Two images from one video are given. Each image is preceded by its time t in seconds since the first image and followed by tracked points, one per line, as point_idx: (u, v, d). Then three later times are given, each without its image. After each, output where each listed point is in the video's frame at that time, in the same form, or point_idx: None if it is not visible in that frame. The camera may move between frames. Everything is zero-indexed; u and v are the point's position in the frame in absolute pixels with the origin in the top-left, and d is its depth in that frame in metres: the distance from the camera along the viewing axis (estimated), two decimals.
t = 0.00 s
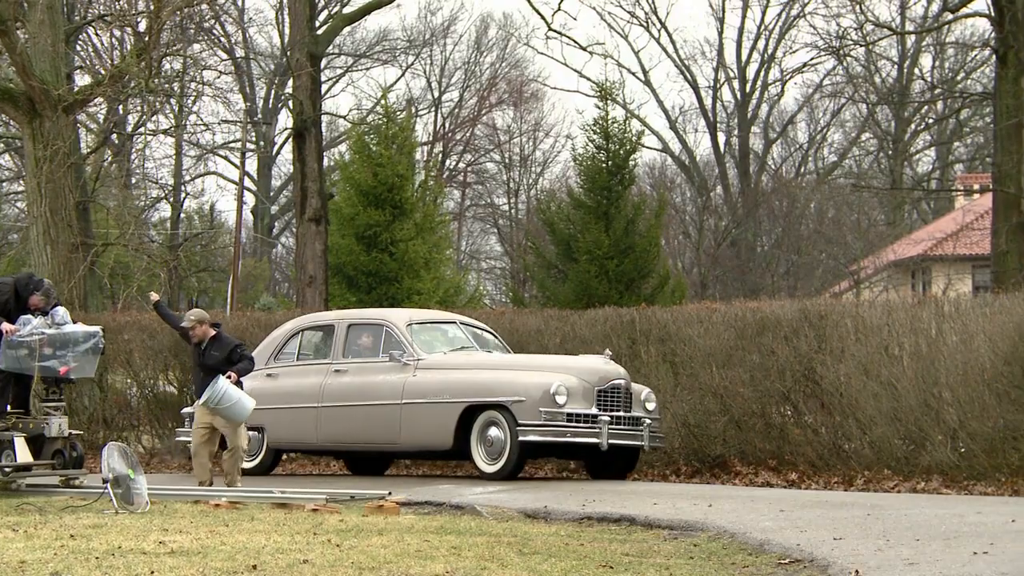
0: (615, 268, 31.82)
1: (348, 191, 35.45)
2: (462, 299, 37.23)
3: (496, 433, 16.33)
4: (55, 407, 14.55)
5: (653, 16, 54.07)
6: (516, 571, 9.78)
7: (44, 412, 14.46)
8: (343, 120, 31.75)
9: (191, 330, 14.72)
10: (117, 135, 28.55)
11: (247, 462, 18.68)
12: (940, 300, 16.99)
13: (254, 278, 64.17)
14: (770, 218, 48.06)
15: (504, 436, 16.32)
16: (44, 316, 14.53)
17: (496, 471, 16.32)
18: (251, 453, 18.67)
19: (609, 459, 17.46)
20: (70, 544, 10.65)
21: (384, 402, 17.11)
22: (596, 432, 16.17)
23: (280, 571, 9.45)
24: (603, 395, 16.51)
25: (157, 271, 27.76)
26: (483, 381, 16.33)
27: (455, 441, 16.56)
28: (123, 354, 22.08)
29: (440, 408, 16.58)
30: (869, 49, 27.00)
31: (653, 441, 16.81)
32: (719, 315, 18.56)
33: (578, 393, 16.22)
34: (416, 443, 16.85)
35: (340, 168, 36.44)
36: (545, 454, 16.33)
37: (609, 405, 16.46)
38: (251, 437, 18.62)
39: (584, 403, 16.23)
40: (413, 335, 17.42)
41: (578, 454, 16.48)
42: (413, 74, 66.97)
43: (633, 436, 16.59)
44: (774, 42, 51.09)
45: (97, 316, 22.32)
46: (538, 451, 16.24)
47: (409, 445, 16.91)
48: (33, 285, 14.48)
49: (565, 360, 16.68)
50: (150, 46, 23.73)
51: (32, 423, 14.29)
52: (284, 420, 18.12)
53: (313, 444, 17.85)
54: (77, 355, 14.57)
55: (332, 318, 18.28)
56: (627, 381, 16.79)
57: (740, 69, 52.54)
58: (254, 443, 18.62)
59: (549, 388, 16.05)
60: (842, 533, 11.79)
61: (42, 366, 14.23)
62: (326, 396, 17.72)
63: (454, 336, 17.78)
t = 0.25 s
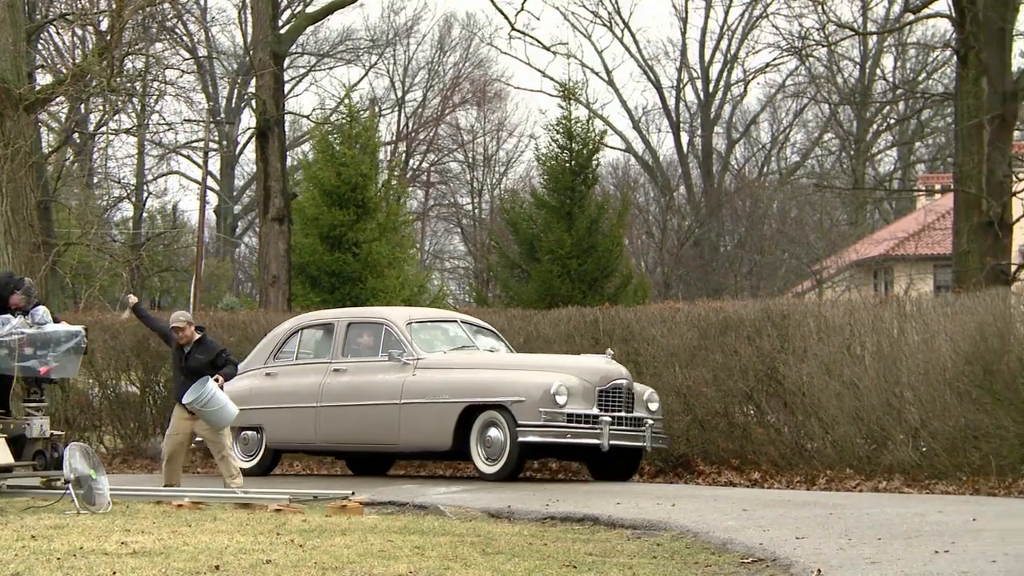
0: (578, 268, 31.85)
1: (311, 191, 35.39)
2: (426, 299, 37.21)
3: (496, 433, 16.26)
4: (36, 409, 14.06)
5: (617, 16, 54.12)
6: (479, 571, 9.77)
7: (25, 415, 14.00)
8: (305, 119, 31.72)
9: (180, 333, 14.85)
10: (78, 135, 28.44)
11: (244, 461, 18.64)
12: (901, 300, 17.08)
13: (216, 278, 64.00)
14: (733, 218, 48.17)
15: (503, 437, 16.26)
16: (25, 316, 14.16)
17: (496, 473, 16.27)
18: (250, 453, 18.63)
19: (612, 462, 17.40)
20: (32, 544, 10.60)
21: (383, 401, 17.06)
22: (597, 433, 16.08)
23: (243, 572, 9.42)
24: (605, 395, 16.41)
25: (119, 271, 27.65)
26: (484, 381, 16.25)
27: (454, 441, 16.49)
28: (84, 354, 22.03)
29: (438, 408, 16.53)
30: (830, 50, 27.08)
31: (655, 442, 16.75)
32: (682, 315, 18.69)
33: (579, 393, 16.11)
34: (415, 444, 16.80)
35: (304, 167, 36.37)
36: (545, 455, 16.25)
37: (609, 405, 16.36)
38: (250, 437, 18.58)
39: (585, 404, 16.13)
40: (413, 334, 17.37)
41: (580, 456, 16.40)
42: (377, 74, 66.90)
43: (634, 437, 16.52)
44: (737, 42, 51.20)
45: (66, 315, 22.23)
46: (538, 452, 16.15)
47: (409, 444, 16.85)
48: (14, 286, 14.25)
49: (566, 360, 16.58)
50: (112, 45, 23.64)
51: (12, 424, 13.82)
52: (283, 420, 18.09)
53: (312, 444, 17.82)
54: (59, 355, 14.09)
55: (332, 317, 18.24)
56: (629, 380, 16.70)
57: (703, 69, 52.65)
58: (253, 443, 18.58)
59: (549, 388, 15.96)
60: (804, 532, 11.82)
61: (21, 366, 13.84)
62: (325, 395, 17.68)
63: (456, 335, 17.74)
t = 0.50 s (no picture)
0: (537, 267, 31.89)
1: (271, 191, 35.30)
2: (386, 299, 37.15)
3: (493, 435, 16.24)
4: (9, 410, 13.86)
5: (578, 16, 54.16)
6: (440, 571, 9.78)
7: None
8: (265, 119, 31.67)
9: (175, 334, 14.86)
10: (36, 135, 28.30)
11: (239, 462, 18.62)
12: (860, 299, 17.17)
13: (176, 278, 63.77)
14: (694, 218, 48.25)
15: (499, 438, 16.26)
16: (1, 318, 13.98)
17: (491, 475, 16.28)
18: (245, 453, 18.60)
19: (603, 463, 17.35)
20: None
21: (378, 402, 17.03)
22: (594, 435, 16.06)
23: (203, 573, 9.41)
24: (603, 396, 16.36)
25: (77, 271, 27.53)
26: (480, 382, 16.22)
27: (450, 442, 16.46)
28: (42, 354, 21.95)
29: (435, 409, 16.48)
30: (790, 50, 27.14)
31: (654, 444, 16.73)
32: (642, 315, 18.78)
33: (577, 394, 16.08)
34: (411, 445, 16.76)
35: (264, 167, 36.29)
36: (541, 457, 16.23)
37: (608, 406, 16.33)
38: (244, 437, 18.56)
39: (583, 405, 16.09)
40: (409, 333, 17.31)
41: (579, 457, 16.39)
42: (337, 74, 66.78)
43: (634, 437, 16.50)
44: (697, 43, 51.30)
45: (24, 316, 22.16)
46: (536, 453, 16.13)
47: (405, 446, 16.82)
48: None
49: (565, 360, 16.53)
50: (70, 44, 23.54)
51: None
52: (279, 421, 18.06)
53: (308, 444, 17.79)
54: (35, 355, 13.86)
55: (328, 316, 18.20)
56: (628, 381, 16.66)
57: (663, 69, 52.73)
58: (248, 443, 18.55)
59: (546, 389, 15.92)
60: (762, 531, 11.87)
61: None
62: (320, 396, 17.65)
63: (453, 334, 17.69)
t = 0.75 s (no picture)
0: (496, 266, 31.91)
1: (229, 189, 35.23)
2: (344, 298, 37.09)
3: (487, 433, 16.01)
4: None
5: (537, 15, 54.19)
6: (396, 570, 9.76)
7: None
8: (223, 116, 31.59)
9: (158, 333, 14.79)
10: None
11: (232, 461, 18.55)
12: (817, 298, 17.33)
13: (133, 276, 63.56)
14: (652, 216, 48.33)
15: (493, 437, 16.02)
16: None
17: (485, 474, 16.02)
18: (239, 453, 18.50)
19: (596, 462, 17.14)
20: None
21: (372, 400, 16.84)
22: (590, 435, 15.89)
23: (158, 572, 9.37)
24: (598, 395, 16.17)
25: (32, 269, 27.39)
26: (474, 380, 16.02)
27: (444, 441, 16.26)
28: None
29: (428, 407, 16.29)
30: (747, 50, 27.23)
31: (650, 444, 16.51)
32: (600, 312, 18.84)
33: (572, 393, 15.89)
34: (403, 444, 16.58)
35: (221, 164, 36.18)
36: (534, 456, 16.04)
37: (604, 405, 16.15)
38: (237, 436, 18.44)
39: (577, 404, 15.89)
40: (404, 331, 17.12)
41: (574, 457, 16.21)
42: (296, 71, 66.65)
43: (631, 437, 16.32)
44: (655, 42, 51.39)
45: None
46: (530, 453, 15.92)
47: (397, 444, 16.62)
48: None
49: (561, 359, 16.33)
50: (26, 41, 23.42)
51: None
52: (272, 419, 17.91)
53: (301, 443, 17.63)
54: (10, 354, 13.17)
55: (324, 313, 18.04)
56: (625, 380, 16.47)
57: (621, 68, 52.80)
58: (241, 442, 18.43)
59: (541, 388, 15.72)
60: (719, 530, 11.89)
61: None
62: (313, 394, 17.50)
63: (449, 332, 17.52)
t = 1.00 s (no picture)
0: (450, 266, 31.89)
1: (182, 187, 35.08)
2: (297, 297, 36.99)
3: (476, 434, 15.97)
4: None
5: (491, 14, 54.16)
6: (347, 570, 9.74)
7: None
8: (174, 115, 31.50)
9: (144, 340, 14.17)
10: None
11: (219, 462, 18.49)
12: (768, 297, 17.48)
13: (84, 276, 63.25)
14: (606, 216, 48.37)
15: (482, 437, 16.02)
16: None
17: (473, 474, 16.02)
18: (226, 453, 18.43)
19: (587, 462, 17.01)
20: None
21: (360, 399, 16.78)
22: (580, 435, 15.82)
23: (108, 572, 9.32)
24: (589, 395, 16.10)
25: None
26: (463, 379, 15.95)
27: (432, 442, 16.19)
28: None
29: (417, 407, 16.22)
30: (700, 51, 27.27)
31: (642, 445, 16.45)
32: (552, 313, 18.90)
33: (563, 393, 15.82)
34: (392, 445, 16.50)
35: (173, 163, 36.03)
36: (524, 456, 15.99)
37: (594, 405, 16.06)
38: (225, 436, 18.37)
39: (568, 404, 15.82)
40: (392, 330, 17.05)
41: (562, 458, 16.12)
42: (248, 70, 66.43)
43: (621, 438, 16.23)
44: (608, 42, 51.43)
45: None
46: (519, 453, 15.88)
47: (386, 445, 16.54)
48: None
49: (551, 358, 16.25)
50: None
51: None
52: (260, 419, 17.83)
53: (289, 443, 17.56)
54: None
55: (313, 312, 17.97)
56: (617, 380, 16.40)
57: (575, 67, 52.82)
58: (228, 442, 18.36)
59: (531, 388, 15.65)
60: (671, 529, 11.92)
61: None
62: (302, 394, 17.42)
63: (440, 330, 17.44)
